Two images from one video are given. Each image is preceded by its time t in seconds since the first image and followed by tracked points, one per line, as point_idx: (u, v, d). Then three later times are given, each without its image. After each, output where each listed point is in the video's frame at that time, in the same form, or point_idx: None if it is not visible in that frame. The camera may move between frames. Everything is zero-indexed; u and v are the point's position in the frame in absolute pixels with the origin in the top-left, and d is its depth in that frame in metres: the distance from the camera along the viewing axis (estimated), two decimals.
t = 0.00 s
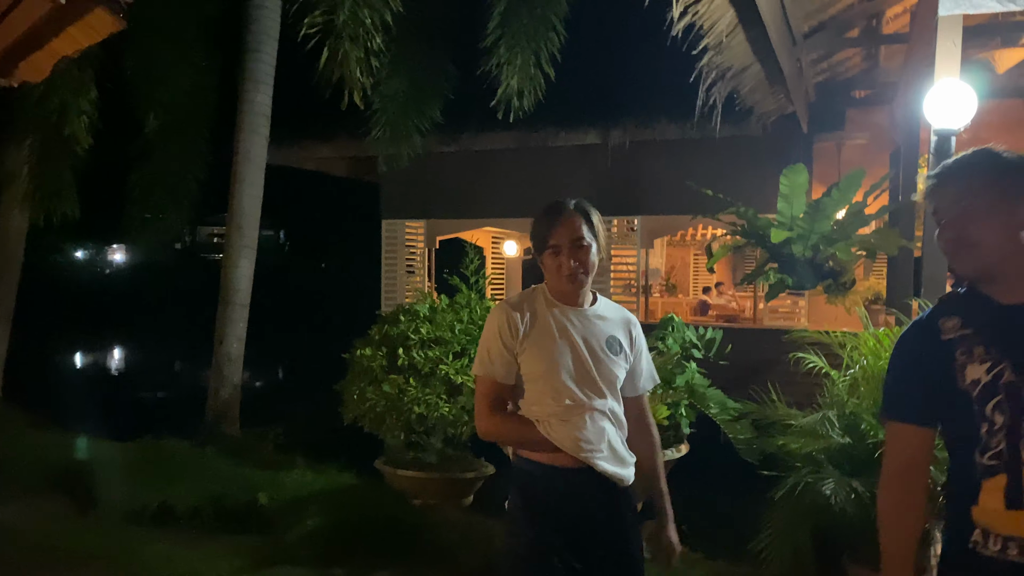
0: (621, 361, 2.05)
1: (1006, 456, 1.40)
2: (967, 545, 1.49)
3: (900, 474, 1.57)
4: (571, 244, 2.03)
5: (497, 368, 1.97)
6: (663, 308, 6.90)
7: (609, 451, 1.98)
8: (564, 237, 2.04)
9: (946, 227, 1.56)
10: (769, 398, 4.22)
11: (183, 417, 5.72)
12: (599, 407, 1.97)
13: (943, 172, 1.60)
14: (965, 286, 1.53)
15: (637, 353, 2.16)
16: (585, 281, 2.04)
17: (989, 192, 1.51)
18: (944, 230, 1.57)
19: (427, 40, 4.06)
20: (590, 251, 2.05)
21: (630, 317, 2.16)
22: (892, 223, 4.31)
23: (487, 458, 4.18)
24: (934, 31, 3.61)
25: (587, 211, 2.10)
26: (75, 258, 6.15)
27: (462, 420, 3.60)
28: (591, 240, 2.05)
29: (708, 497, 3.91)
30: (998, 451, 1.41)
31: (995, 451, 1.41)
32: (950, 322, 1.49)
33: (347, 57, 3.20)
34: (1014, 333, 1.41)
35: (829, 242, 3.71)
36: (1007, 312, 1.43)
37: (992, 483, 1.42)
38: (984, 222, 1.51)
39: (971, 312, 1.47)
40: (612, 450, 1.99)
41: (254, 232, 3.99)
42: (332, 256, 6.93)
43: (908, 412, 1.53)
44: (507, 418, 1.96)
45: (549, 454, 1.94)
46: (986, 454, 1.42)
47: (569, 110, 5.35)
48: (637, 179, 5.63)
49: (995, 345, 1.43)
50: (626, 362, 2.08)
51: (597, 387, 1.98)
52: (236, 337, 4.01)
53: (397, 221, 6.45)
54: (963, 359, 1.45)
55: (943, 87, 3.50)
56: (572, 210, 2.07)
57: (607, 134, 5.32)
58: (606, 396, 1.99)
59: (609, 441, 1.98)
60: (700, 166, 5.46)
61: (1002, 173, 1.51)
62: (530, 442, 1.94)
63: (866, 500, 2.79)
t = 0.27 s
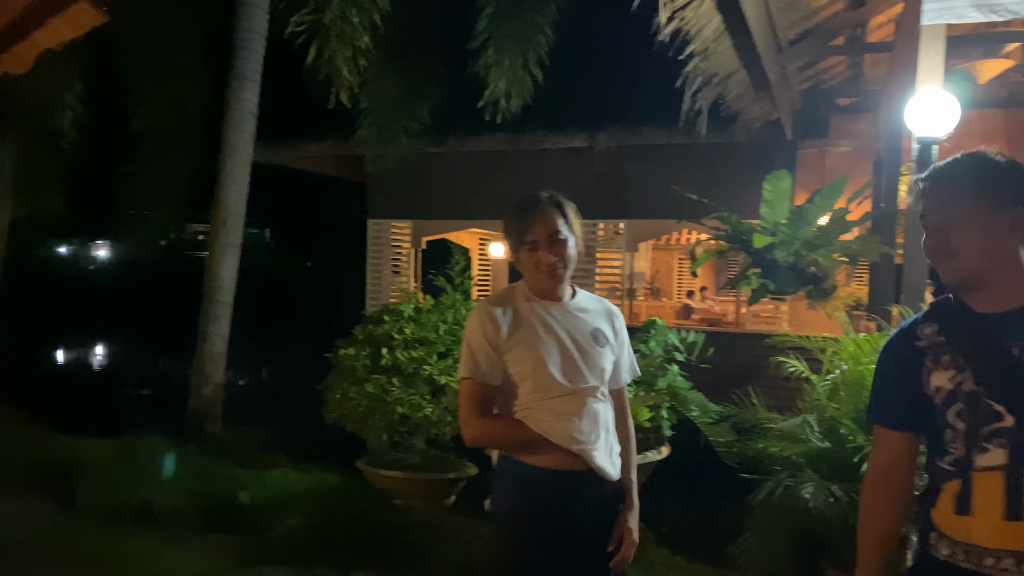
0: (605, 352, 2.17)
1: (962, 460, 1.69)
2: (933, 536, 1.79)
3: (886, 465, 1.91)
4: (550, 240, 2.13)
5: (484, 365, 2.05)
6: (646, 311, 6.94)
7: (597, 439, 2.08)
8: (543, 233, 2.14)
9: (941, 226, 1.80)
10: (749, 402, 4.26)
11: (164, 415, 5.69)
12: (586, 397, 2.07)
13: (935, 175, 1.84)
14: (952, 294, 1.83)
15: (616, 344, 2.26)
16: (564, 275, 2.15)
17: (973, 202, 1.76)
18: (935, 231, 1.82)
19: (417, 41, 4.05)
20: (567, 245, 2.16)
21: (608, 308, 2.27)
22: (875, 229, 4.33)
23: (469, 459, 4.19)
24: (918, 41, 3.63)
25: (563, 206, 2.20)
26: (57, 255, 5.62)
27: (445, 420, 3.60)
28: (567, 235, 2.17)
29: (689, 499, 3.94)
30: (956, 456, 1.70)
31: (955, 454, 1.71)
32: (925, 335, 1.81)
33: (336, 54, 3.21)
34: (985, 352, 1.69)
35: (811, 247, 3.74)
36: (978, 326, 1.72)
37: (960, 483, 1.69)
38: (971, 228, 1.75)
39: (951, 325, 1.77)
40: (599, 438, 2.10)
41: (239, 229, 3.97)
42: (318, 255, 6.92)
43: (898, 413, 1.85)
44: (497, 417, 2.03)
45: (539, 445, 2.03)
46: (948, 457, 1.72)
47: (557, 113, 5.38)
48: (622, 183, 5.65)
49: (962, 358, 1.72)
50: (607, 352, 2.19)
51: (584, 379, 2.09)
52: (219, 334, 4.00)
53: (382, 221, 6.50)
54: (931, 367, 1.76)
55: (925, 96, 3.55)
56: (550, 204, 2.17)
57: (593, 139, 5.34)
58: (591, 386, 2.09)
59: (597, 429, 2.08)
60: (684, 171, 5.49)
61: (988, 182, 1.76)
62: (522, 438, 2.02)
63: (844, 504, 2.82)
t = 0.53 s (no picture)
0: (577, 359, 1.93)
1: (935, 454, 1.67)
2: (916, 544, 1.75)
3: (889, 460, 1.87)
4: (511, 240, 1.99)
5: (440, 377, 1.98)
6: (627, 311, 6.95)
7: (558, 457, 1.89)
8: (503, 233, 2.00)
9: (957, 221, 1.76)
10: (727, 404, 4.29)
11: (141, 416, 5.64)
12: (544, 410, 1.89)
13: (960, 167, 1.79)
14: (972, 296, 1.74)
15: (604, 346, 2.00)
16: (528, 277, 1.98)
17: (994, 199, 1.70)
18: (952, 225, 1.76)
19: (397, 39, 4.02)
20: (531, 244, 2.00)
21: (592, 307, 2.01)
22: (852, 231, 4.37)
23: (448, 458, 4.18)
24: (897, 43, 3.64)
25: (531, 204, 2.06)
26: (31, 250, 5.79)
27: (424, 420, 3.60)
28: (534, 233, 2.01)
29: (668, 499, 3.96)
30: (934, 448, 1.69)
31: (935, 449, 1.68)
32: (936, 328, 1.75)
33: (314, 52, 3.18)
34: (978, 349, 1.63)
35: (789, 249, 3.75)
36: (979, 327, 1.66)
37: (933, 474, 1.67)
38: (986, 225, 1.70)
39: (961, 320, 1.71)
40: (563, 455, 1.90)
41: (215, 228, 3.93)
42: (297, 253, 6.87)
43: (899, 405, 1.81)
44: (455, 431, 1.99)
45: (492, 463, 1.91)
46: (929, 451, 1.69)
47: (537, 112, 5.38)
48: (603, 183, 5.66)
49: (957, 354, 1.67)
50: (583, 357, 1.95)
51: (544, 391, 1.89)
52: (194, 334, 3.85)
53: (362, 220, 6.46)
54: (929, 358, 1.73)
55: (903, 98, 3.56)
56: (513, 202, 2.02)
57: (575, 139, 5.43)
58: (552, 398, 1.89)
59: (557, 447, 1.89)
60: (664, 171, 5.49)
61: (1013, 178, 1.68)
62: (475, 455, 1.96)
63: (820, 504, 2.84)
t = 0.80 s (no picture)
0: (557, 358, 1.86)
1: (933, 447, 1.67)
2: (908, 535, 1.74)
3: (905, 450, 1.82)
4: (498, 238, 1.98)
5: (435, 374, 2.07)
6: (612, 309, 6.97)
7: (529, 459, 1.85)
8: (490, 230, 1.98)
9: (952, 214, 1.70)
10: (711, 400, 4.31)
11: (124, 415, 5.60)
12: (515, 410, 1.86)
13: (955, 159, 1.72)
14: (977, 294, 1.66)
15: (592, 342, 1.89)
16: (512, 275, 1.95)
17: (991, 193, 1.62)
18: (949, 215, 1.70)
19: (383, 36, 4.01)
20: (518, 242, 1.98)
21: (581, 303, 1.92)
22: (835, 229, 4.41)
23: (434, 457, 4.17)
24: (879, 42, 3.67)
25: (522, 201, 2.02)
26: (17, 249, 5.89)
27: (409, 419, 3.58)
28: (521, 231, 1.99)
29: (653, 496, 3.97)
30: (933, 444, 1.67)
31: (931, 441, 1.67)
32: (947, 318, 1.69)
33: (298, 49, 3.16)
34: (973, 347, 1.59)
35: (772, 247, 3.77)
36: (979, 324, 1.61)
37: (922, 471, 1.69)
38: (988, 209, 1.63)
39: (966, 315, 1.65)
40: (536, 456, 1.86)
41: (199, 226, 3.90)
42: (282, 252, 6.83)
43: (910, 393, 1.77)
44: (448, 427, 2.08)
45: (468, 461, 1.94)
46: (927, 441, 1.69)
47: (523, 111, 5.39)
48: (588, 181, 5.66)
49: (955, 349, 1.63)
50: (564, 355, 1.87)
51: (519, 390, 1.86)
52: (178, 332, 3.85)
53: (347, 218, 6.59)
54: (933, 352, 1.69)
55: (885, 97, 3.59)
56: (501, 199, 2.01)
57: (561, 137, 5.38)
58: (524, 398, 1.85)
59: (529, 448, 1.85)
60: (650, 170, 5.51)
61: (1010, 166, 1.61)
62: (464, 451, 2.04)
63: (803, 500, 2.84)
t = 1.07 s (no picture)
0: (560, 363, 1.68)
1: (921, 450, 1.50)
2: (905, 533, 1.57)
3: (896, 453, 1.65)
4: (510, 235, 1.81)
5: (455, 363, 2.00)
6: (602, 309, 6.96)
7: (518, 462, 1.72)
8: (502, 227, 1.83)
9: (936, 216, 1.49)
10: (701, 400, 4.31)
11: (110, 417, 5.56)
12: (509, 412, 1.73)
13: (946, 152, 1.51)
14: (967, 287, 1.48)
15: (602, 350, 1.67)
16: (524, 276, 1.80)
17: (980, 189, 1.41)
18: (937, 217, 1.48)
19: (370, 36, 4.00)
20: (533, 240, 1.81)
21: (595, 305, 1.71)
22: (824, 229, 4.42)
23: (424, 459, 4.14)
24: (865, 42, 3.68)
25: (543, 198, 1.85)
26: None
27: (398, 421, 3.56)
28: (537, 228, 1.81)
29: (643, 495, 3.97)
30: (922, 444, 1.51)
31: (920, 443, 1.51)
32: (941, 311, 1.51)
33: (284, 49, 3.15)
34: (963, 346, 1.42)
35: (761, 246, 3.77)
36: (972, 322, 1.42)
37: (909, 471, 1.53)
38: (976, 212, 1.41)
39: (957, 312, 1.47)
40: (526, 462, 1.72)
41: (186, 227, 3.88)
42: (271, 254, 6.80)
43: (902, 390, 1.61)
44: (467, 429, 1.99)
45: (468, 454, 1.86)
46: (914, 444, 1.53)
47: (511, 112, 5.38)
48: (577, 181, 5.66)
49: (947, 347, 1.45)
50: (567, 360, 1.68)
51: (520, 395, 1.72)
52: (165, 335, 3.90)
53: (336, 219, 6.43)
54: (923, 349, 1.52)
55: (871, 96, 3.60)
56: (520, 193, 1.84)
57: (549, 137, 5.30)
58: (519, 399, 1.72)
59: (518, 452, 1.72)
60: (638, 169, 5.52)
61: (1004, 164, 1.40)
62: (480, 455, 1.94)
63: (792, 500, 2.84)
